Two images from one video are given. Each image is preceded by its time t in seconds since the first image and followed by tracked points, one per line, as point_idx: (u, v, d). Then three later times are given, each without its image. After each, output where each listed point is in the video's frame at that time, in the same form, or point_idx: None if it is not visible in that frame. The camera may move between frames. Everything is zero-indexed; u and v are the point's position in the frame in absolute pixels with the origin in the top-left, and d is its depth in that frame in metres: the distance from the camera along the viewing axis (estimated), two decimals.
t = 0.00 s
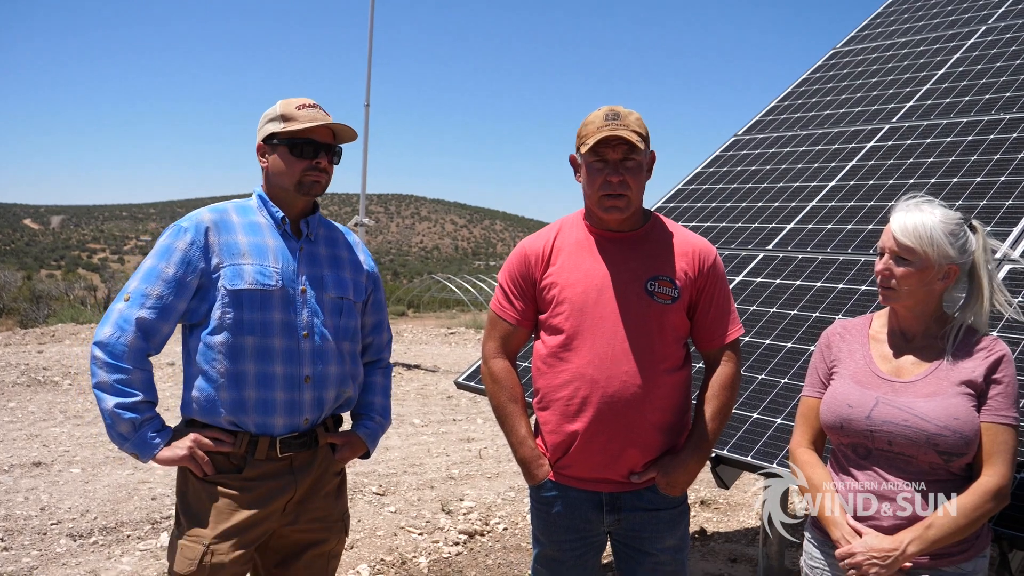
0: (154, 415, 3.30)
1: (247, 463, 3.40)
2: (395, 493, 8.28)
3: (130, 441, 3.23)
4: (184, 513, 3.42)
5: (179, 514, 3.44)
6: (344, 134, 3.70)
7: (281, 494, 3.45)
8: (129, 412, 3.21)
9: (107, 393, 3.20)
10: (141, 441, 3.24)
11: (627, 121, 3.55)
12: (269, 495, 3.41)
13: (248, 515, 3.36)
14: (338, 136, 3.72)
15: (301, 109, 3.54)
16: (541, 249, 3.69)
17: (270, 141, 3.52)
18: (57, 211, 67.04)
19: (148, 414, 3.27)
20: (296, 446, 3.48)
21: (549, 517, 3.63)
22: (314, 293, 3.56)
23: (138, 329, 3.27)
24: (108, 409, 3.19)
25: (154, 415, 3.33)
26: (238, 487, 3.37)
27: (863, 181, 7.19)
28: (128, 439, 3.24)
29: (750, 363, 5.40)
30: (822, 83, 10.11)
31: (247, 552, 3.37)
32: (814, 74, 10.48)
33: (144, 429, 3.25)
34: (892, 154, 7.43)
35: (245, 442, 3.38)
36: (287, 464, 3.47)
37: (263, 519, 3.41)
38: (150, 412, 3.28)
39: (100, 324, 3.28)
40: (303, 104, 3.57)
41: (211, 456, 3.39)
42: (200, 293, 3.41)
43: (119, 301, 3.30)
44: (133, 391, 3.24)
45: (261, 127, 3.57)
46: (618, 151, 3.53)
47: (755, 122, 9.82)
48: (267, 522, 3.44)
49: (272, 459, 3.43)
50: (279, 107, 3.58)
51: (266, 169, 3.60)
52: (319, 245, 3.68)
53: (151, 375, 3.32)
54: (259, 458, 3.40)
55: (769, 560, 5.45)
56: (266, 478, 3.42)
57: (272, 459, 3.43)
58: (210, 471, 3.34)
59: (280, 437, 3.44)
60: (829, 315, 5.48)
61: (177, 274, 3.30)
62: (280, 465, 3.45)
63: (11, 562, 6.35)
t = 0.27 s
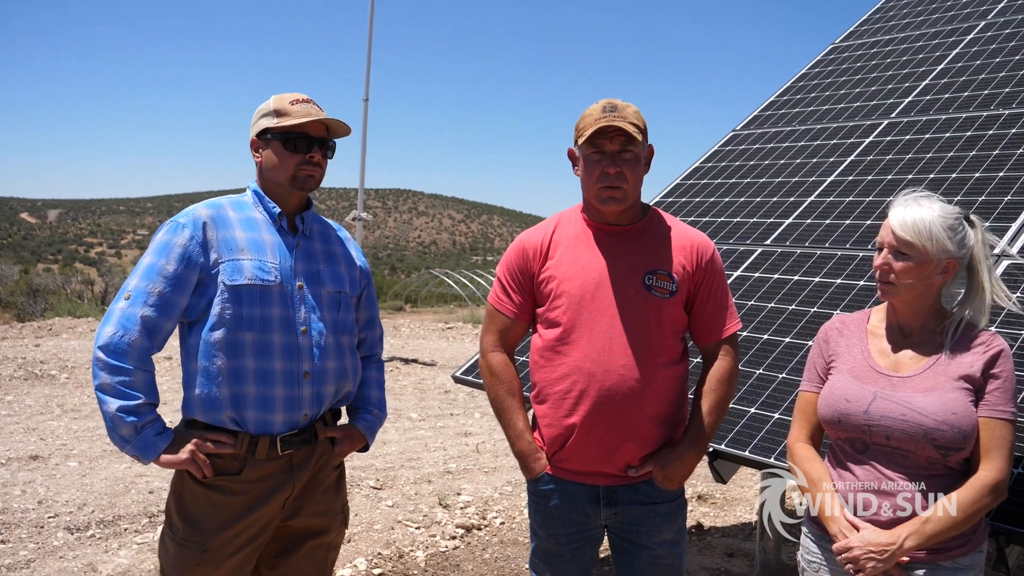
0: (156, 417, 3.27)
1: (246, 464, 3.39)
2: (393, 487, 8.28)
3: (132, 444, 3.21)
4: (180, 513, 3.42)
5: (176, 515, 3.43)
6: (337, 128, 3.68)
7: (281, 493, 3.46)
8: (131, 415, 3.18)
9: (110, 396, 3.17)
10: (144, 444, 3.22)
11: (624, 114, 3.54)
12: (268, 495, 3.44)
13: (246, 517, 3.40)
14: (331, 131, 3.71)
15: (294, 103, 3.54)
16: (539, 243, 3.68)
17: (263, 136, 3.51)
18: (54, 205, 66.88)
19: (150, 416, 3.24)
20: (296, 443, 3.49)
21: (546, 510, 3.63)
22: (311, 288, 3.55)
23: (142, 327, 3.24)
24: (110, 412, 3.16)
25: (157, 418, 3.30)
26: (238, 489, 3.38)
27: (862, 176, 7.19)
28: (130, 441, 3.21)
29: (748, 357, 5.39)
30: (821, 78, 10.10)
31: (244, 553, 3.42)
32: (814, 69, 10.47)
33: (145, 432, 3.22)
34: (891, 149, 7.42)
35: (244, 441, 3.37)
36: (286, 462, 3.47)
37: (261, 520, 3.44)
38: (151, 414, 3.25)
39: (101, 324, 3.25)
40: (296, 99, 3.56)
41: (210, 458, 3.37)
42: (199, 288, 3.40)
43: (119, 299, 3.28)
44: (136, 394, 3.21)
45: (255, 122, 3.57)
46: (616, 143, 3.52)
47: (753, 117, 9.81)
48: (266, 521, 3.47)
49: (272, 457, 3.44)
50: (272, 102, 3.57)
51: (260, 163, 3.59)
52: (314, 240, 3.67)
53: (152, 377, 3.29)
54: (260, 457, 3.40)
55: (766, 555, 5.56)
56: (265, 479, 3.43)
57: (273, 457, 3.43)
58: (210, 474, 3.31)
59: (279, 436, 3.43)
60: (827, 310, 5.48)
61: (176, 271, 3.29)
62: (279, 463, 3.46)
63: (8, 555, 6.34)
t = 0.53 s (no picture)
0: (150, 412, 3.29)
1: (242, 458, 3.39)
2: (391, 482, 8.28)
3: (126, 439, 3.22)
4: (176, 509, 3.41)
5: (172, 510, 3.42)
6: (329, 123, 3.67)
7: (277, 486, 3.46)
8: (125, 410, 3.20)
9: (104, 392, 3.18)
10: (139, 439, 3.23)
11: (620, 108, 3.54)
12: (264, 489, 3.44)
13: (242, 511, 3.40)
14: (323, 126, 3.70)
15: (286, 98, 3.52)
16: (536, 238, 3.67)
17: (255, 131, 3.50)
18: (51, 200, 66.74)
19: (144, 412, 3.25)
20: (292, 438, 3.48)
21: (543, 504, 3.63)
22: (305, 284, 3.54)
23: (135, 323, 3.24)
24: (104, 408, 3.18)
25: (151, 413, 3.31)
26: (234, 483, 3.39)
27: (859, 170, 7.18)
28: (125, 437, 3.22)
29: (746, 352, 5.39)
30: (819, 73, 10.09)
31: (239, 547, 3.42)
32: (811, 63, 10.46)
33: (140, 427, 3.24)
34: (889, 144, 7.42)
35: (239, 437, 3.37)
36: (281, 456, 3.48)
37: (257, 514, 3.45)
38: (145, 409, 3.27)
39: (95, 320, 3.25)
40: (288, 93, 3.55)
41: (206, 452, 3.36)
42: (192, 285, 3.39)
43: (113, 295, 3.28)
44: (130, 389, 3.22)
45: (247, 118, 3.55)
46: (614, 137, 3.52)
47: (751, 111, 9.80)
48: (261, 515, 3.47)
49: (268, 451, 3.44)
50: (263, 97, 3.55)
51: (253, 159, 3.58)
52: (308, 236, 3.66)
53: (146, 372, 3.30)
54: (255, 451, 3.40)
55: (763, 549, 5.66)
56: (261, 472, 3.44)
57: (268, 451, 3.44)
58: (206, 467, 3.32)
59: (274, 431, 3.42)
60: (825, 305, 5.48)
61: (169, 267, 3.28)
62: (275, 457, 3.47)
63: (6, 550, 6.34)
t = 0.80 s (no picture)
0: (146, 409, 3.28)
1: (238, 457, 3.38)
2: (391, 480, 8.28)
3: (122, 436, 3.21)
4: (173, 506, 3.41)
5: (168, 507, 3.42)
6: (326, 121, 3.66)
7: (273, 485, 3.45)
8: (121, 408, 3.19)
9: (100, 389, 3.17)
10: (134, 437, 3.22)
11: (629, 108, 3.53)
12: (260, 487, 3.43)
13: (238, 510, 3.39)
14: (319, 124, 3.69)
15: (283, 95, 3.50)
16: (535, 236, 3.66)
17: (253, 128, 3.49)
18: (52, 197, 66.73)
19: (140, 409, 3.24)
20: (288, 436, 3.47)
21: (543, 502, 3.63)
22: (302, 282, 3.53)
23: (131, 321, 3.24)
24: (100, 405, 3.17)
25: (147, 410, 3.30)
26: (230, 482, 3.38)
27: (861, 169, 7.17)
28: (120, 434, 3.21)
29: (746, 351, 5.38)
30: (820, 71, 10.07)
31: (235, 546, 3.42)
32: (813, 62, 10.45)
33: (135, 424, 3.23)
34: (891, 142, 7.40)
35: (235, 434, 3.36)
36: (278, 454, 3.48)
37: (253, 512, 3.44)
38: (141, 407, 3.26)
39: (92, 318, 3.25)
40: (285, 90, 3.54)
41: (202, 449, 3.36)
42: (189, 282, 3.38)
43: (109, 293, 3.27)
44: (126, 387, 3.22)
45: (245, 115, 3.54)
46: (626, 137, 3.50)
47: (752, 110, 9.78)
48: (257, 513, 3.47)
49: (264, 449, 3.43)
50: (261, 94, 3.54)
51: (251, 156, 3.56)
52: (306, 234, 3.65)
53: (142, 370, 3.29)
54: (251, 450, 3.39)
55: (763, 548, 5.66)
56: (257, 471, 3.43)
57: (265, 450, 3.43)
58: (201, 466, 3.32)
59: (270, 429, 3.42)
60: (826, 303, 5.46)
61: (166, 265, 3.27)
62: (271, 455, 3.46)
63: (5, 547, 6.34)
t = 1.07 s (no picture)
0: (137, 411, 3.28)
1: (229, 458, 3.38)
2: (388, 479, 8.27)
3: (112, 437, 3.22)
4: (164, 506, 3.41)
5: (159, 508, 3.43)
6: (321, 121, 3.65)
7: (264, 486, 3.45)
8: (111, 410, 3.19)
9: (90, 391, 3.18)
10: (125, 438, 3.23)
11: (627, 108, 3.52)
12: (251, 489, 3.43)
13: (228, 511, 3.39)
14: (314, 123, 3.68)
15: (278, 94, 3.49)
16: (531, 236, 3.66)
17: (247, 127, 3.48)
18: (49, 197, 66.62)
19: (131, 411, 3.25)
20: (280, 438, 3.46)
21: (540, 501, 3.62)
22: (295, 284, 3.52)
23: (123, 322, 3.23)
24: (90, 406, 3.17)
25: (138, 411, 3.31)
26: (220, 483, 3.38)
27: (857, 168, 7.17)
28: (111, 435, 3.22)
29: (744, 350, 5.38)
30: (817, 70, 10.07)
31: (225, 547, 3.41)
32: (809, 61, 10.45)
33: (126, 425, 3.23)
34: (887, 141, 7.40)
35: (227, 436, 3.36)
36: (270, 456, 3.47)
37: (243, 513, 3.44)
38: (132, 408, 3.26)
39: (84, 318, 3.25)
40: (281, 89, 3.53)
41: (193, 451, 3.36)
42: (182, 284, 3.38)
43: (102, 294, 3.27)
44: (116, 388, 3.22)
45: (240, 113, 3.52)
46: (623, 138, 3.49)
47: (749, 109, 9.78)
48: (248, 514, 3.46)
49: (256, 451, 3.43)
50: (257, 93, 3.52)
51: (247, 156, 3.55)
52: (301, 235, 3.63)
53: (134, 371, 3.30)
54: (242, 451, 3.39)
55: (761, 547, 5.66)
56: (248, 472, 3.43)
57: (256, 451, 3.42)
58: (192, 467, 3.32)
59: (262, 431, 3.41)
60: (823, 302, 5.46)
61: (158, 266, 3.27)
62: (263, 457, 3.45)
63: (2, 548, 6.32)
